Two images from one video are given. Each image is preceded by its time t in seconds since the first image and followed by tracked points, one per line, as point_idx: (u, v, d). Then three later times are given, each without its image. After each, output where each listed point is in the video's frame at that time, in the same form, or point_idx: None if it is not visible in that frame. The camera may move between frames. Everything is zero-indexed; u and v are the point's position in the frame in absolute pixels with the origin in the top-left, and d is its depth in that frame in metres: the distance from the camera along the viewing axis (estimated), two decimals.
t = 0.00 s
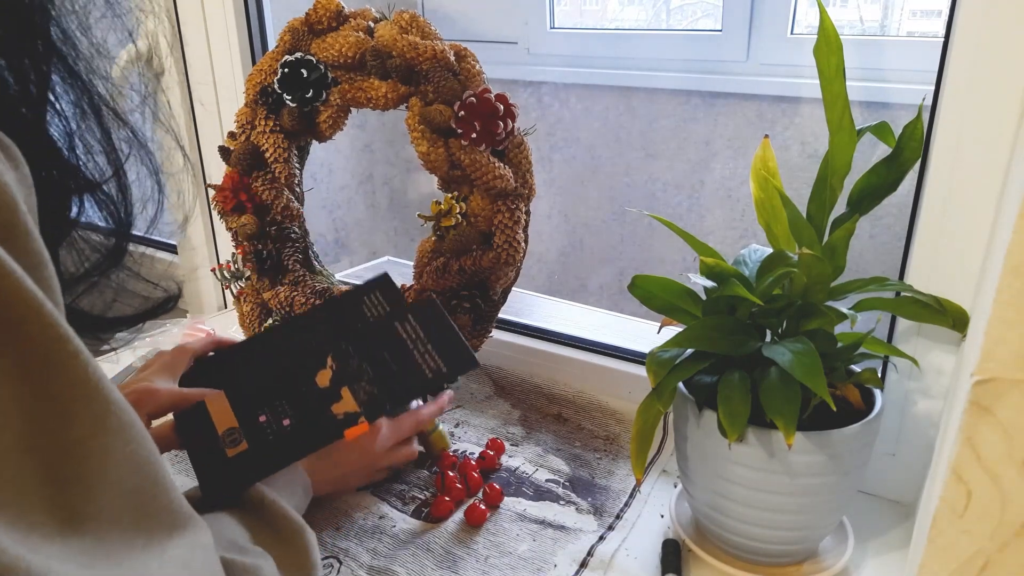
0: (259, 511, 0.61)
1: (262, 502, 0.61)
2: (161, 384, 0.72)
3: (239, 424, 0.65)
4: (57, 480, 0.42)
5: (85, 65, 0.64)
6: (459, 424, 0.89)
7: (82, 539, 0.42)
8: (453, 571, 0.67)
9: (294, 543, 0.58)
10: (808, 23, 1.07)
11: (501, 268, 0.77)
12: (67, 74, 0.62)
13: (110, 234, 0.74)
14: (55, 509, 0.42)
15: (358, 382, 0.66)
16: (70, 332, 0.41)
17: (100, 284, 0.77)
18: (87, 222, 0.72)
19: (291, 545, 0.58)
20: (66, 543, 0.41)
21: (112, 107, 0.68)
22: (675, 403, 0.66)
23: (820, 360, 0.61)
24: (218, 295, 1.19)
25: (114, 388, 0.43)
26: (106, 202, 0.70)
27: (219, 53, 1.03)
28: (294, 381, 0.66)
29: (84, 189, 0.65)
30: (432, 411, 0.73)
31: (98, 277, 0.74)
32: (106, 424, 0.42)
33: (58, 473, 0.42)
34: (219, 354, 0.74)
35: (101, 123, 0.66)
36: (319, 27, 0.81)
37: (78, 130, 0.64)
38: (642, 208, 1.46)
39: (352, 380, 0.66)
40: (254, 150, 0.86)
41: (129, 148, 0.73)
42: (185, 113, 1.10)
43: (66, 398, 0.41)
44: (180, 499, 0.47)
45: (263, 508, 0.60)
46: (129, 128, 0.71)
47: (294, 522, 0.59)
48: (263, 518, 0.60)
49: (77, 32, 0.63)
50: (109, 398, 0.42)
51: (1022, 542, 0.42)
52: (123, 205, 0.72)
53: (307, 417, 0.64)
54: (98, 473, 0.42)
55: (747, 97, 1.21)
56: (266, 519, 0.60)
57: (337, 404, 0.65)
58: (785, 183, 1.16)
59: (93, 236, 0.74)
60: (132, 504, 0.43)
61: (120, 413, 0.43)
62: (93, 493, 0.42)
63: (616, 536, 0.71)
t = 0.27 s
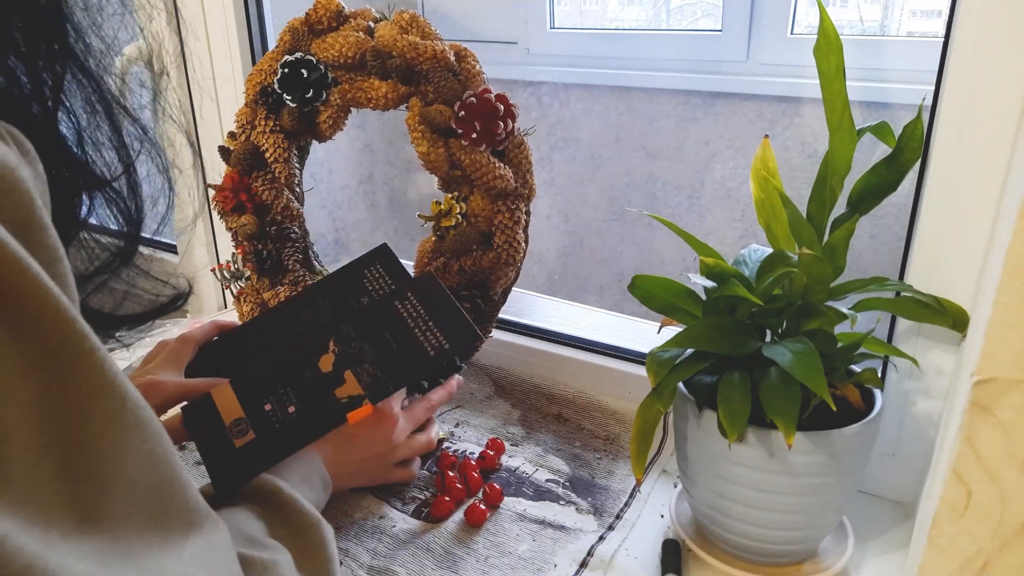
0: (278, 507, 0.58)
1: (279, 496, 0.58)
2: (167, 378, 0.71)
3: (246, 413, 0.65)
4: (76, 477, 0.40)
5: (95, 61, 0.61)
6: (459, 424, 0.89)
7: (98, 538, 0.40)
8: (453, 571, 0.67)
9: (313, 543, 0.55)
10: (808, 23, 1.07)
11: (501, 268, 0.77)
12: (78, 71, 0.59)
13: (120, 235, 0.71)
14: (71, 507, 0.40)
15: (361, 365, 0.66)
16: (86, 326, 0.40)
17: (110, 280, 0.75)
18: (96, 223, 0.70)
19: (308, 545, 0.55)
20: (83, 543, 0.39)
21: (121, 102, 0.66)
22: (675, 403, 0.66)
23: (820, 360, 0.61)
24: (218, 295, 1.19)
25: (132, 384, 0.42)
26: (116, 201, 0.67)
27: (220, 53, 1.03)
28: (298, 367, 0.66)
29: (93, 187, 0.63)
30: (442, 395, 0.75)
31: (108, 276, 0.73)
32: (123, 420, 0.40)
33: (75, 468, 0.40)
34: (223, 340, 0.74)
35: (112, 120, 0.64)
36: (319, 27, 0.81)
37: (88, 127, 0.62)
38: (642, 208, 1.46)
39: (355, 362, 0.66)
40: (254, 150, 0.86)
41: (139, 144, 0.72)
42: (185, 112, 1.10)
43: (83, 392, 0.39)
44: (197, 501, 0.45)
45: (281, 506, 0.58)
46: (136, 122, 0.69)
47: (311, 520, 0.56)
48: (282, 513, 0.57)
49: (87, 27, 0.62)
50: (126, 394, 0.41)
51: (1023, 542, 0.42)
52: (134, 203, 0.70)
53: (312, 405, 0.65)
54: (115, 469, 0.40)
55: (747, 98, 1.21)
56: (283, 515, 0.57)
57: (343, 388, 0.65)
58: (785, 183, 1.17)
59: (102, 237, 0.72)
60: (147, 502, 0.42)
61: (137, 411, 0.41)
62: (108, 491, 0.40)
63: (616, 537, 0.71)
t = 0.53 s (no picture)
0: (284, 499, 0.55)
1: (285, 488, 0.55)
2: (174, 374, 0.71)
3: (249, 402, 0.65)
4: (88, 476, 0.39)
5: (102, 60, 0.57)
6: (459, 424, 0.89)
7: (111, 537, 0.39)
8: (453, 570, 0.67)
9: (323, 536, 0.53)
10: (808, 23, 1.08)
11: (501, 268, 0.77)
12: (87, 72, 0.55)
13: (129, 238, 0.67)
14: (83, 506, 0.39)
15: (363, 348, 0.66)
16: (98, 324, 0.38)
17: (118, 280, 0.72)
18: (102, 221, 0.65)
19: (319, 538, 0.53)
20: (97, 542, 0.38)
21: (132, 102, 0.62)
22: (675, 403, 0.66)
23: (820, 360, 0.61)
24: (218, 295, 1.19)
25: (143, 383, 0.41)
26: (126, 200, 0.63)
27: (220, 52, 1.03)
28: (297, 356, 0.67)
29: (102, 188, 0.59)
30: (438, 380, 0.74)
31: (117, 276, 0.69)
32: (135, 419, 0.39)
33: (87, 467, 0.39)
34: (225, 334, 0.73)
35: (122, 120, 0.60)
36: (319, 27, 0.81)
37: (98, 126, 0.58)
38: (642, 208, 1.46)
39: (356, 345, 0.66)
40: (254, 150, 0.86)
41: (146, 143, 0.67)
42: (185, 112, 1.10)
43: (96, 391, 0.38)
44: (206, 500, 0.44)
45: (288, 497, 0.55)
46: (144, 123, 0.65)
47: (320, 511, 0.54)
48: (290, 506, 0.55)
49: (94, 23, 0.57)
50: (139, 393, 0.40)
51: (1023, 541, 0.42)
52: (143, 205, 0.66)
53: (317, 392, 0.65)
54: (128, 468, 0.39)
55: (747, 98, 1.21)
56: (291, 507, 0.55)
57: (345, 371, 0.66)
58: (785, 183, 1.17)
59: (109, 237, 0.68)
60: (158, 500, 0.41)
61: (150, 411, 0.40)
62: (121, 490, 0.39)
63: (616, 537, 0.71)
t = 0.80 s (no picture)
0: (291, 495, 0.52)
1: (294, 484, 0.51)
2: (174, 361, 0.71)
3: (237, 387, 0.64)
4: (91, 477, 0.39)
5: (102, 54, 0.56)
6: (459, 424, 0.89)
7: (116, 538, 0.39)
8: (453, 571, 0.67)
9: (333, 536, 0.51)
10: (808, 23, 1.08)
11: (501, 268, 0.77)
12: (86, 66, 0.54)
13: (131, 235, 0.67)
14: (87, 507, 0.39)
15: (348, 331, 0.63)
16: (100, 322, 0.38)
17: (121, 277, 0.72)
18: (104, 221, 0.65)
19: (328, 537, 0.51)
20: (100, 543, 0.38)
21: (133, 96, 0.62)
22: (675, 403, 0.66)
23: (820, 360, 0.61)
24: (218, 295, 1.19)
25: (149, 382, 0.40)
26: (127, 195, 0.63)
27: (220, 52, 1.03)
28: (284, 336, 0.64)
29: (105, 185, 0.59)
30: (451, 378, 0.70)
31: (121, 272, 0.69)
32: (139, 419, 0.39)
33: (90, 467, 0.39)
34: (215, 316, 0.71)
35: (121, 115, 0.59)
36: (319, 27, 0.82)
37: (96, 120, 0.57)
38: (642, 208, 1.46)
39: (341, 329, 0.63)
40: (254, 150, 0.86)
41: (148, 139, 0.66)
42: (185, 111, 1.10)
43: (99, 390, 0.38)
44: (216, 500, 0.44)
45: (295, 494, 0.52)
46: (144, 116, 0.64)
47: (332, 508, 0.51)
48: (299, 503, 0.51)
49: (93, 19, 0.56)
50: (142, 392, 0.39)
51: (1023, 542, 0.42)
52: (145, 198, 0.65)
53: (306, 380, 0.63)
54: (132, 468, 0.39)
55: (747, 98, 1.21)
56: (299, 504, 0.51)
57: (331, 356, 0.63)
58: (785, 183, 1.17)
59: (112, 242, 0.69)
60: (164, 501, 0.40)
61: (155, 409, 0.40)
62: (126, 490, 0.39)
63: (616, 537, 0.71)
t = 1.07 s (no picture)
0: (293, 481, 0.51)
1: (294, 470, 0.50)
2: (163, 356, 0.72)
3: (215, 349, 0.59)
4: (92, 467, 0.38)
5: (97, 46, 0.55)
6: (459, 423, 0.89)
7: (119, 529, 0.39)
8: (453, 571, 0.67)
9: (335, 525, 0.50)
10: (808, 23, 1.08)
11: (501, 268, 0.77)
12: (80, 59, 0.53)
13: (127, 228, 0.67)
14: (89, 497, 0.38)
15: (316, 284, 0.57)
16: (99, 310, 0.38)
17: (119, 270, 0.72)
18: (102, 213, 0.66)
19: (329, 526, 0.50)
20: (104, 534, 0.38)
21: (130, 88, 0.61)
22: (675, 403, 0.66)
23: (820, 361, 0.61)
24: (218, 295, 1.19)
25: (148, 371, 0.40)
26: (125, 188, 0.63)
27: (220, 52, 1.03)
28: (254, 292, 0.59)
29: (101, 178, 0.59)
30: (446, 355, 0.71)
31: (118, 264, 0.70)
32: (141, 410, 0.39)
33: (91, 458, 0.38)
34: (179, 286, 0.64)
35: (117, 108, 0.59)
36: (319, 27, 0.82)
37: (95, 113, 0.57)
38: (642, 208, 1.46)
39: (308, 282, 0.57)
40: (254, 150, 0.86)
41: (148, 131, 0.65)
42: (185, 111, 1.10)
43: (99, 379, 0.38)
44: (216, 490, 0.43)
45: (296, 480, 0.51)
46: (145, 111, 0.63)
47: (334, 491, 0.50)
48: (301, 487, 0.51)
49: (88, 10, 0.55)
50: (144, 382, 0.39)
51: (1023, 542, 0.42)
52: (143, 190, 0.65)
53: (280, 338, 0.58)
54: (133, 458, 0.39)
55: (746, 98, 1.21)
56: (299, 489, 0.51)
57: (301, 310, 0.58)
58: (786, 183, 1.17)
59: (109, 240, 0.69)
60: (167, 492, 0.40)
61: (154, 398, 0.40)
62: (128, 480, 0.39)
63: (616, 537, 0.71)
